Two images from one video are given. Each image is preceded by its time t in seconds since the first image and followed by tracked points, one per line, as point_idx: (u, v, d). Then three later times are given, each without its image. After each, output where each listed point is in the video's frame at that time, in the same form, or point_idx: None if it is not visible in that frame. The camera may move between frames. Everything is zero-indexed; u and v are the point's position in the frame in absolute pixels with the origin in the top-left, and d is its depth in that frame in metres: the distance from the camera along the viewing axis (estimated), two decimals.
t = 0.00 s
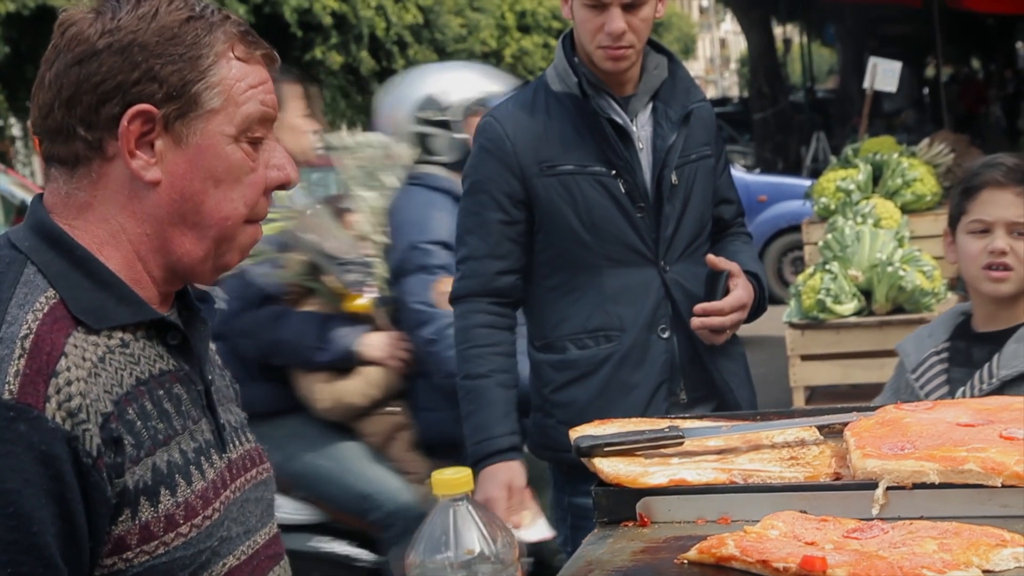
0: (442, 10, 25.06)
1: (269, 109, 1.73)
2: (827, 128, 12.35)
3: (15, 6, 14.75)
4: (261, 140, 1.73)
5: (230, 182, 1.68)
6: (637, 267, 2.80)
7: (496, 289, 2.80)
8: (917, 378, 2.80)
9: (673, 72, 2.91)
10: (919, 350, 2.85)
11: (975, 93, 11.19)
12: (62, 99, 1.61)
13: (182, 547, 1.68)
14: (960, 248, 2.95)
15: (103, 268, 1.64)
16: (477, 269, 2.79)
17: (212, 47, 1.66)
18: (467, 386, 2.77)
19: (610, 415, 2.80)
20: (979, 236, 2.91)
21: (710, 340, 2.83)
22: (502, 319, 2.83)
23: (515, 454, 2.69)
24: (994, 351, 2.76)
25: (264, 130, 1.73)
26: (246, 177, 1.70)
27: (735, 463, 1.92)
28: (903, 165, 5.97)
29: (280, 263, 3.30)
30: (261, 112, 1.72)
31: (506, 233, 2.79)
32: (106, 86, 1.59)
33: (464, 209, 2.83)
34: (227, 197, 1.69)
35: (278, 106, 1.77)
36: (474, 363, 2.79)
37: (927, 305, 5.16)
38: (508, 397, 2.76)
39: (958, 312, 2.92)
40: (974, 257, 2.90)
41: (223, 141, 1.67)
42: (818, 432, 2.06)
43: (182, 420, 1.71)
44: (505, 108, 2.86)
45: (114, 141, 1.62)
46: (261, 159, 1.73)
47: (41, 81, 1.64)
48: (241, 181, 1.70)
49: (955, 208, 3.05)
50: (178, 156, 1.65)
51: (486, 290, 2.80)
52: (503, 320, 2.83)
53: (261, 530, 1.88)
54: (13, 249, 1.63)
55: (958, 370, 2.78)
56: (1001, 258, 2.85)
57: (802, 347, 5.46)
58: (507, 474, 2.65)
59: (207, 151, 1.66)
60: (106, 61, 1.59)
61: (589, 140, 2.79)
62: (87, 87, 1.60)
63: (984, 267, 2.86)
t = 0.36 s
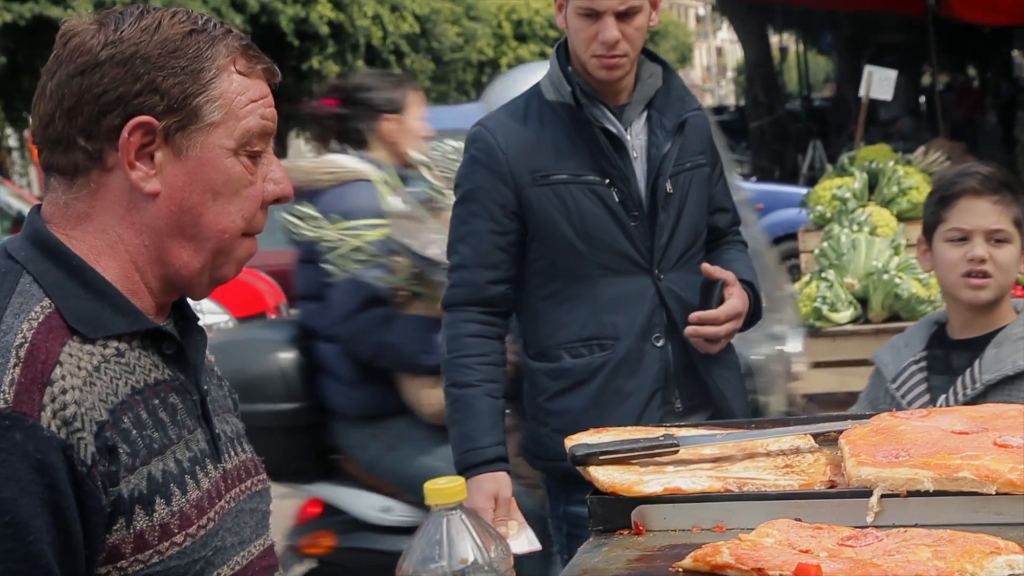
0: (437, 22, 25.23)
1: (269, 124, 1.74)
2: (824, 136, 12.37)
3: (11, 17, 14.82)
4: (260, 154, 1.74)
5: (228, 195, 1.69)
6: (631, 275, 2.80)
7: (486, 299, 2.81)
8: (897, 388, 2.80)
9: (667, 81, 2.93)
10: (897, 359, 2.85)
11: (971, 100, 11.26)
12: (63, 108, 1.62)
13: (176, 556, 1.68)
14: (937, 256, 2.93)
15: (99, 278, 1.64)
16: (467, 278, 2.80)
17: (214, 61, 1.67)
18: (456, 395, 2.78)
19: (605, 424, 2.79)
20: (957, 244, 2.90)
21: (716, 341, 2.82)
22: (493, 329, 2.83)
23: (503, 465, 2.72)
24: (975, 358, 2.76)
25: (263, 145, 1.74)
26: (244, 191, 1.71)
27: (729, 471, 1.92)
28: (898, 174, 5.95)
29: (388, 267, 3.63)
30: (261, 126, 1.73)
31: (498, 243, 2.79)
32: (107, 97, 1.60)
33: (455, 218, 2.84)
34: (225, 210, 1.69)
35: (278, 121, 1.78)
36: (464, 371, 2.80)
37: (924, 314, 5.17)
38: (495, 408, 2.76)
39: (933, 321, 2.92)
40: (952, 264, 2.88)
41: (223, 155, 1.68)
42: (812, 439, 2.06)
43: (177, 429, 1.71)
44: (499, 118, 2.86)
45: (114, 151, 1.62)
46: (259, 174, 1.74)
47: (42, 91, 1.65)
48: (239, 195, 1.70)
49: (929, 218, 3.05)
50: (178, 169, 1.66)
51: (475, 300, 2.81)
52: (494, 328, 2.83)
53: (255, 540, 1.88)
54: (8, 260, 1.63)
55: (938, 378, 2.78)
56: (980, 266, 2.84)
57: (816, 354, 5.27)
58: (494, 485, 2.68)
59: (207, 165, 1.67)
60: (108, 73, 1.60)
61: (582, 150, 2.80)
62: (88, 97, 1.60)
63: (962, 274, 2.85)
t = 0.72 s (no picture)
0: (433, 29, 25.36)
1: (268, 137, 1.75)
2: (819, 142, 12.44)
3: (7, 25, 14.78)
4: (258, 166, 1.74)
5: (225, 207, 1.70)
6: (624, 282, 2.80)
7: (480, 305, 2.81)
8: (884, 396, 2.80)
9: (661, 88, 2.94)
10: (882, 367, 2.86)
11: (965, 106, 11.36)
12: (63, 115, 1.62)
13: (168, 564, 1.68)
14: (920, 263, 2.92)
15: (93, 286, 1.64)
16: (461, 285, 2.81)
17: (216, 72, 1.68)
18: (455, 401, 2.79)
19: (597, 430, 2.79)
20: (940, 252, 2.89)
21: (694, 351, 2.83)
22: (489, 333, 2.85)
23: (507, 466, 2.74)
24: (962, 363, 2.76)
25: (261, 158, 1.75)
26: (241, 203, 1.72)
27: (723, 477, 1.92)
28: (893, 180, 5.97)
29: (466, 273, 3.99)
30: (260, 139, 1.74)
31: (491, 250, 2.79)
32: (108, 105, 1.60)
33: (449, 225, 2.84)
34: (221, 221, 1.70)
35: (276, 134, 1.79)
36: (463, 377, 2.82)
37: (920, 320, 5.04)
38: (496, 411, 2.78)
39: (913, 328, 2.93)
40: (936, 271, 2.87)
41: (221, 166, 1.69)
42: (805, 446, 2.06)
43: (171, 437, 1.71)
44: (493, 124, 2.87)
45: (112, 159, 1.63)
46: (256, 186, 1.75)
47: (42, 97, 1.65)
48: (236, 207, 1.71)
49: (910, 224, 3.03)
50: (175, 178, 1.66)
51: (470, 306, 2.81)
52: (491, 333, 2.85)
53: (248, 549, 1.88)
54: (3, 267, 1.63)
55: (925, 385, 2.78)
56: (964, 273, 2.84)
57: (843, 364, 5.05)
58: (501, 487, 2.70)
59: (205, 175, 1.68)
60: (110, 80, 1.60)
61: (575, 156, 2.80)
62: (89, 105, 1.60)
63: (946, 282, 2.84)
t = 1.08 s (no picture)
0: (430, 32, 25.38)
1: (268, 147, 1.76)
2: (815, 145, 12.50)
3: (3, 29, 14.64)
4: (257, 175, 1.75)
5: (223, 215, 1.70)
6: (619, 284, 2.81)
7: (477, 307, 2.81)
8: (883, 398, 2.79)
9: (656, 91, 2.94)
10: (878, 369, 2.85)
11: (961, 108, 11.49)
12: (64, 119, 1.62)
13: (164, 568, 1.68)
14: (914, 266, 2.91)
15: (89, 290, 1.64)
16: (458, 288, 2.80)
17: (218, 81, 1.69)
18: (455, 402, 2.78)
19: (591, 433, 2.79)
20: (935, 256, 2.88)
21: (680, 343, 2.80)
22: (488, 332, 2.84)
23: (514, 464, 2.70)
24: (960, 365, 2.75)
25: (261, 168, 1.76)
26: (239, 211, 1.72)
27: (719, 479, 1.93)
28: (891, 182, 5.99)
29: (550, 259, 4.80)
30: (260, 149, 1.74)
31: (487, 253, 2.79)
32: (109, 111, 1.61)
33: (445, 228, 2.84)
34: (219, 229, 1.71)
35: (276, 145, 1.80)
36: (461, 378, 2.80)
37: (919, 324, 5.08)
38: (499, 410, 2.76)
39: (908, 330, 2.92)
40: (930, 275, 2.86)
41: (220, 174, 1.69)
42: (801, 447, 2.07)
43: (167, 441, 1.71)
44: (487, 128, 2.87)
45: (112, 164, 1.63)
46: (255, 194, 1.76)
47: (43, 101, 1.65)
48: (234, 215, 1.72)
49: (905, 227, 3.01)
50: (174, 185, 1.67)
51: (468, 308, 2.81)
52: (490, 332, 2.84)
53: (243, 553, 1.88)
54: None
55: (922, 387, 2.78)
56: (958, 276, 2.83)
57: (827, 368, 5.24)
58: (509, 484, 2.66)
59: (204, 183, 1.68)
60: (112, 86, 1.60)
61: (569, 159, 2.80)
62: (90, 110, 1.61)
63: (941, 285, 2.83)
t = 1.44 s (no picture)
0: (432, 28, 25.39)
1: (273, 150, 1.76)
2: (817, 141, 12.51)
3: (5, 25, 14.66)
4: (261, 177, 1.75)
5: (226, 216, 1.71)
6: (619, 279, 2.81)
7: (478, 303, 2.81)
8: (888, 394, 2.78)
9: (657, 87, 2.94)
10: (884, 364, 2.84)
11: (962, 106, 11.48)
12: (72, 114, 1.62)
13: (164, 562, 1.68)
14: (919, 263, 2.91)
15: (91, 286, 1.64)
16: (459, 284, 2.80)
17: (227, 82, 1.69)
18: (456, 398, 2.78)
19: (591, 428, 2.79)
20: (939, 252, 2.88)
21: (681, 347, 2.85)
22: (490, 328, 2.85)
23: (515, 460, 2.69)
24: (965, 360, 2.75)
25: (265, 170, 1.76)
26: (242, 213, 1.72)
27: (718, 474, 1.93)
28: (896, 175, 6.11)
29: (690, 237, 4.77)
30: (265, 152, 1.75)
31: (488, 248, 2.79)
32: (117, 108, 1.61)
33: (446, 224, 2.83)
34: (221, 230, 1.71)
35: (281, 147, 1.80)
36: (462, 374, 2.80)
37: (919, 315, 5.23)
38: (501, 406, 2.76)
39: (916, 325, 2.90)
40: (935, 272, 2.87)
41: (225, 175, 1.69)
42: (800, 443, 2.07)
43: (166, 435, 1.71)
44: (487, 123, 2.87)
45: (118, 160, 1.63)
46: (258, 196, 1.76)
47: (52, 94, 1.65)
48: (237, 216, 1.72)
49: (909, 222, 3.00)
50: (179, 183, 1.67)
51: (469, 304, 2.81)
52: (490, 331, 2.84)
53: (242, 548, 1.88)
54: None
55: (928, 381, 2.77)
56: (962, 273, 2.83)
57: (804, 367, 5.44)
58: (512, 481, 2.64)
59: (209, 183, 1.68)
60: (121, 83, 1.60)
61: (569, 155, 2.81)
62: (99, 106, 1.61)
63: (945, 282, 2.83)
